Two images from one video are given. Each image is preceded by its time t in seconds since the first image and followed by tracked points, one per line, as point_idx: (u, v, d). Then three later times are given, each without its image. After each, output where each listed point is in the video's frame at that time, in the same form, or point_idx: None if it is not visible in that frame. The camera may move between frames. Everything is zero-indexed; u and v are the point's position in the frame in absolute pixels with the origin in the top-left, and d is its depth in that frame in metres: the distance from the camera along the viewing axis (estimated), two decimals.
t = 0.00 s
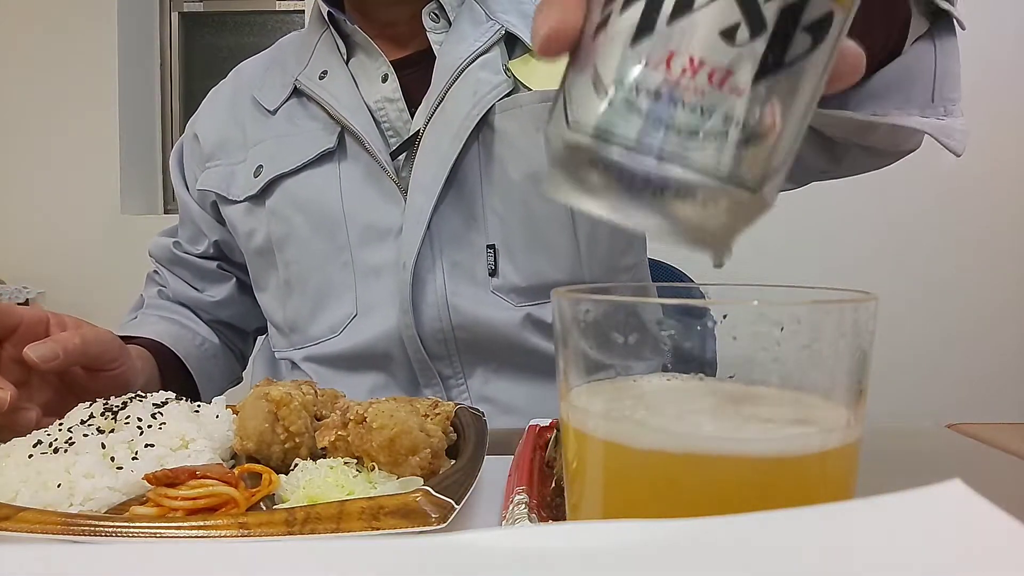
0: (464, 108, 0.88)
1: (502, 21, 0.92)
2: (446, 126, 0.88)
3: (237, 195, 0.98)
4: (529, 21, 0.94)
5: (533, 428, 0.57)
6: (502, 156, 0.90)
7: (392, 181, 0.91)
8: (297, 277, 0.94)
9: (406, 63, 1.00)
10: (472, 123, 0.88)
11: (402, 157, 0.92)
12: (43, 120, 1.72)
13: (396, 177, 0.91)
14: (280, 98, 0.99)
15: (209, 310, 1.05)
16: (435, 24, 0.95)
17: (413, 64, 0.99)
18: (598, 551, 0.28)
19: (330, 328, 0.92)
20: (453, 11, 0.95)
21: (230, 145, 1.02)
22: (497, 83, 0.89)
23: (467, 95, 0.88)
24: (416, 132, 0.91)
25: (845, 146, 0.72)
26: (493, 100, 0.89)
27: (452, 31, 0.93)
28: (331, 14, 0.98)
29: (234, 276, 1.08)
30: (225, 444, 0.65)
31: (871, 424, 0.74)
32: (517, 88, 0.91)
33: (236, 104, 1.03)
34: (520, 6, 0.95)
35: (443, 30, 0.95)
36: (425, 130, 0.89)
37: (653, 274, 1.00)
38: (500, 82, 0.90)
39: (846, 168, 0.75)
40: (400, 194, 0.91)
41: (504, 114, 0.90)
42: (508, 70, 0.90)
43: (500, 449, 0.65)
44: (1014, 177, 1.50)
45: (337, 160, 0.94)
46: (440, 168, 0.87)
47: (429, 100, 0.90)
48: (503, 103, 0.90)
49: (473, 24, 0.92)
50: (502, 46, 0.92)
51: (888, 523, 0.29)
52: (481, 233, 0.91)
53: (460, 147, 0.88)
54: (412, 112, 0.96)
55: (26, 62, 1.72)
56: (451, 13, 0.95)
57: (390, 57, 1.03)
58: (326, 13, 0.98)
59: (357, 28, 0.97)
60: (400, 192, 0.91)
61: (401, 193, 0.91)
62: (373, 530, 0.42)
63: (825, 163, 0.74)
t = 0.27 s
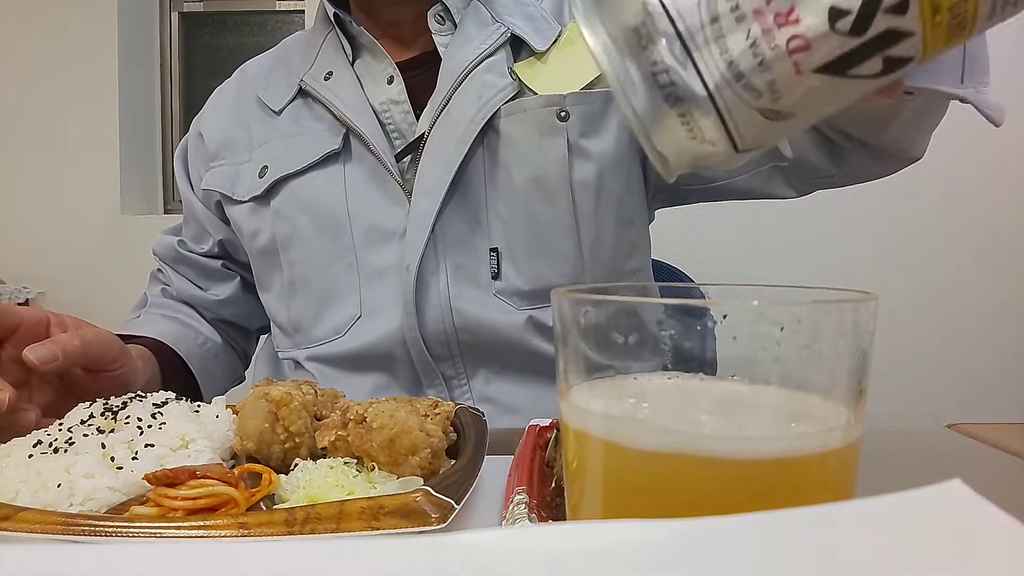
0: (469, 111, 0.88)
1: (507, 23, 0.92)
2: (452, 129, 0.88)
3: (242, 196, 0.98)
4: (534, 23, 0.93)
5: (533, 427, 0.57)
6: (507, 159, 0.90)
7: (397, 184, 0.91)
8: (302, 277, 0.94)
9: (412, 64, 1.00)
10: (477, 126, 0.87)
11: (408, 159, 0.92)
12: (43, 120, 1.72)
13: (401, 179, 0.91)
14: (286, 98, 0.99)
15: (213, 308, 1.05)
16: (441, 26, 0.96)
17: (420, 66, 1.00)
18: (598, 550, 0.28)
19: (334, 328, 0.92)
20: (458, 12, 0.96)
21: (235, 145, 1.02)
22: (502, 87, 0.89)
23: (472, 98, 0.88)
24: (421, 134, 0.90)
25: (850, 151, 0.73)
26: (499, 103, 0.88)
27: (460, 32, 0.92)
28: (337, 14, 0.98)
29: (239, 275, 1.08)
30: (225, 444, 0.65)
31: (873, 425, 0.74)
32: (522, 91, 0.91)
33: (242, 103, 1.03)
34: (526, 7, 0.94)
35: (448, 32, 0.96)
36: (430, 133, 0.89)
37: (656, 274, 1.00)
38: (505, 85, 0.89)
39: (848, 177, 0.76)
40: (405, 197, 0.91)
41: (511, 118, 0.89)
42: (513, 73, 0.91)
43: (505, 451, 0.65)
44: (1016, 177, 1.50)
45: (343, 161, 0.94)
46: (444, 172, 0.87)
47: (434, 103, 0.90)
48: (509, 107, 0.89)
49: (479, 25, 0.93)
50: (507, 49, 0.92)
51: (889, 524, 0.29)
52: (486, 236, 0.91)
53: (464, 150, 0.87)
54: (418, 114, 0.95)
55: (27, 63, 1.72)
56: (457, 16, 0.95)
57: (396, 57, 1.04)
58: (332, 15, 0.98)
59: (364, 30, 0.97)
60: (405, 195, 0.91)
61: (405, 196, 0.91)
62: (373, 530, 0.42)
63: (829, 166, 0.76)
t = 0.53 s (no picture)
0: (472, 113, 0.88)
1: (510, 26, 0.93)
2: (454, 131, 0.88)
3: (244, 195, 0.98)
4: (537, 25, 0.93)
5: (533, 428, 0.57)
6: (508, 160, 0.90)
7: (398, 184, 0.91)
8: (302, 278, 0.94)
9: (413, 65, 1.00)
10: (479, 130, 0.88)
11: (410, 161, 0.92)
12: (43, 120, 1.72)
13: (403, 180, 0.91)
14: (286, 99, 0.99)
15: (212, 308, 1.05)
16: (443, 28, 0.96)
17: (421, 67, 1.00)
18: (598, 551, 0.28)
19: (334, 328, 0.92)
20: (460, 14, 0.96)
21: (236, 145, 1.02)
22: (505, 89, 0.89)
23: (476, 100, 0.89)
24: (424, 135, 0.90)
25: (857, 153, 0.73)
26: (501, 105, 0.89)
27: (461, 34, 0.93)
28: (339, 15, 0.98)
29: (240, 275, 1.08)
30: (225, 444, 0.65)
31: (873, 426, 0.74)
32: (523, 94, 0.91)
33: (244, 103, 1.03)
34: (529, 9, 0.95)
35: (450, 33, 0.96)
36: (432, 135, 0.89)
37: (656, 274, 1.00)
38: (507, 87, 0.89)
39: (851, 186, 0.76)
40: (406, 197, 0.91)
41: (513, 121, 0.90)
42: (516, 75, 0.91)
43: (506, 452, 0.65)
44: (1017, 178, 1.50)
45: (344, 162, 0.94)
46: (446, 173, 0.87)
47: (436, 104, 0.90)
48: (510, 109, 0.90)
49: (481, 27, 0.93)
50: (508, 52, 0.92)
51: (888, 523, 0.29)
52: (487, 237, 0.91)
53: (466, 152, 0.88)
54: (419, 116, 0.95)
55: (27, 63, 1.72)
56: (458, 17, 0.96)
57: (398, 58, 1.04)
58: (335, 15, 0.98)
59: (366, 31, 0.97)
60: (407, 196, 0.91)
61: (407, 197, 0.91)
62: (373, 530, 0.42)
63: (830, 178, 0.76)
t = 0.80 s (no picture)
0: (472, 113, 0.88)
1: (511, 24, 0.92)
2: (454, 131, 0.88)
3: (244, 194, 0.98)
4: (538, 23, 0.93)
5: (533, 428, 0.57)
6: (508, 162, 0.90)
7: (399, 184, 0.91)
8: (304, 276, 0.94)
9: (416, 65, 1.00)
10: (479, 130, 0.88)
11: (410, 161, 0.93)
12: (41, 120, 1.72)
13: (404, 180, 0.92)
14: (288, 98, 0.99)
15: (213, 307, 1.05)
16: (445, 27, 0.97)
17: (422, 67, 1.00)
18: (599, 552, 0.28)
19: (335, 328, 0.92)
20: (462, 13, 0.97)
21: (237, 143, 1.02)
22: (507, 88, 0.90)
23: (476, 99, 0.89)
24: (425, 135, 0.90)
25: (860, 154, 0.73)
26: (503, 103, 0.89)
27: (462, 33, 0.93)
28: (340, 14, 0.98)
29: (240, 273, 1.08)
30: (225, 444, 0.65)
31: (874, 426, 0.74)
32: (524, 93, 0.91)
33: (244, 103, 1.03)
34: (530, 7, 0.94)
35: (451, 33, 0.97)
36: (433, 135, 0.89)
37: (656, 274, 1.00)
38: (508, 87, 0.90)
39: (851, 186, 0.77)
40: (407, 196, 0.91)
41: (513, 121, 0.90)
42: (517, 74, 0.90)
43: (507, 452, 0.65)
44: (1017, 178, 1.50)
45: (345, 161, 0.94)
46: (447, 174, 0.87)
47: (437, 103, 0.90)
48: (511, 110, 0.90)
49: (484, 27, 0.93)
50: (511, 50, 0.92)
51: (886, 524, 0.29)
52: (488, 238, 0.91)
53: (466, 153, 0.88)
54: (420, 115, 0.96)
55: (26, 64, 1.72)
56: (460, 17, 0.96)
57: (400, 57, 1.04)
58: (336, 13, 0.98)
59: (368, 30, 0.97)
60: (408, 195, 0.91)
61: (408, 196, 0.91)
62: (374, 530, 0.42)
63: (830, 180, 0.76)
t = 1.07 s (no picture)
0: (478, 108, 0.88)
1: (519, 20, 0.93)
2: (459, 129, 0.88)
3: (245, 188, 0.98)
4: (546, 21, 0.94)
5: (534, 428, 0.57)
6: (518, 161, 0.90)
7: (402, 180, 0.91)
8: (305, 274, 0.94)
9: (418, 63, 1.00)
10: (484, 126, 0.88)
11: (415, 157, 0.92)
12: (41, 120, 1.72)
13: (407, 177, 0.91)
14: (291, 92, 0.99)
15: (213, 304, 1.05)
16: (453, 23, 0.96)
17: (426, 62, 1.00)
18: (599, 551, 0.28)
19: (336, 326, 0.92)
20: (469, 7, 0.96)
21: (238, 137, 1.02)
22: (515, 84, 0.90)
23: (481, 96, 0.89)
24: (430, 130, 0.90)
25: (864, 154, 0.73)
26: (509, 100, 0.89)
27: (468, 30, 0.93)
28: (344, 7, 0.98)
29: (241, 270, 1.08)
30: (225, 444, 0.65)
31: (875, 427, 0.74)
32: (531, 89, 0.91)
33: (246, 97, 1.03)
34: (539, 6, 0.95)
35: (459, 28, 0.96)
36: (438, 130, 0.88)
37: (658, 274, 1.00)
38: (514, 84, 0.90)
39: (868, 178, 0.76)
40: (411, 194, 0.91)
41: (520, 118, 0.90)
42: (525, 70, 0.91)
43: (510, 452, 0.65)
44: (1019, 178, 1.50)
45: (348, 157, 0.94)
46: (450, 172, 0.87)
47: (442, 100, 0.89)
48: (517, 107, 0.90)
49: (490, 23, 0.93)
50: (517, 47, 0.93)
51: (887, 523, 0.29)
52: (491, 238, 0.91)
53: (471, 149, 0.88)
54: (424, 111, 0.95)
55: (26, 64, 1.72)
56: (467, 12, 0.95)
57: (405, 52, 1.04)
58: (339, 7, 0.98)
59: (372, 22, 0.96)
60: (412, 192, 0.91)
61: (412, 193, 0.91)
62: (374, 530, 0.42)
63: (847, 171, 0.75)
